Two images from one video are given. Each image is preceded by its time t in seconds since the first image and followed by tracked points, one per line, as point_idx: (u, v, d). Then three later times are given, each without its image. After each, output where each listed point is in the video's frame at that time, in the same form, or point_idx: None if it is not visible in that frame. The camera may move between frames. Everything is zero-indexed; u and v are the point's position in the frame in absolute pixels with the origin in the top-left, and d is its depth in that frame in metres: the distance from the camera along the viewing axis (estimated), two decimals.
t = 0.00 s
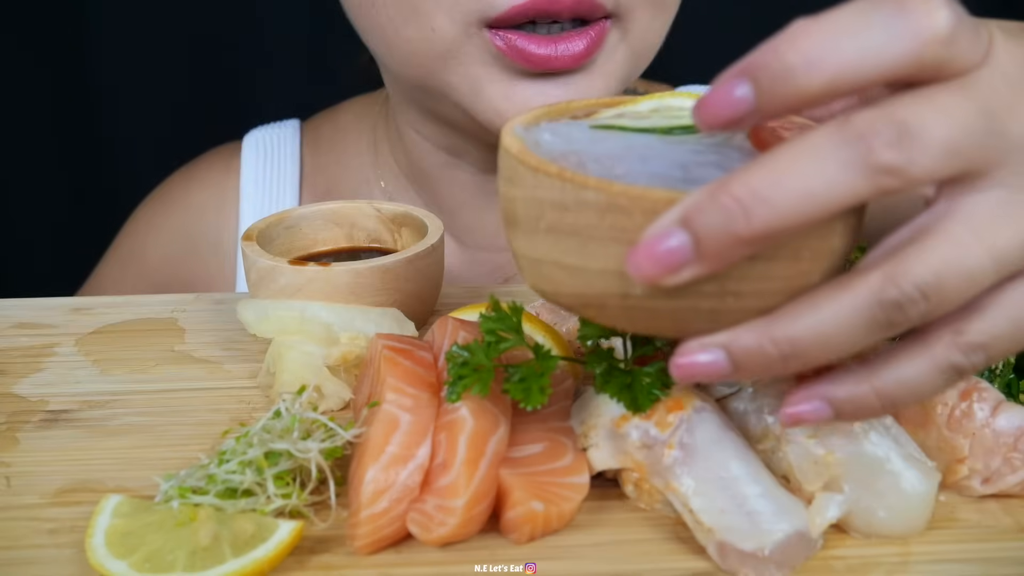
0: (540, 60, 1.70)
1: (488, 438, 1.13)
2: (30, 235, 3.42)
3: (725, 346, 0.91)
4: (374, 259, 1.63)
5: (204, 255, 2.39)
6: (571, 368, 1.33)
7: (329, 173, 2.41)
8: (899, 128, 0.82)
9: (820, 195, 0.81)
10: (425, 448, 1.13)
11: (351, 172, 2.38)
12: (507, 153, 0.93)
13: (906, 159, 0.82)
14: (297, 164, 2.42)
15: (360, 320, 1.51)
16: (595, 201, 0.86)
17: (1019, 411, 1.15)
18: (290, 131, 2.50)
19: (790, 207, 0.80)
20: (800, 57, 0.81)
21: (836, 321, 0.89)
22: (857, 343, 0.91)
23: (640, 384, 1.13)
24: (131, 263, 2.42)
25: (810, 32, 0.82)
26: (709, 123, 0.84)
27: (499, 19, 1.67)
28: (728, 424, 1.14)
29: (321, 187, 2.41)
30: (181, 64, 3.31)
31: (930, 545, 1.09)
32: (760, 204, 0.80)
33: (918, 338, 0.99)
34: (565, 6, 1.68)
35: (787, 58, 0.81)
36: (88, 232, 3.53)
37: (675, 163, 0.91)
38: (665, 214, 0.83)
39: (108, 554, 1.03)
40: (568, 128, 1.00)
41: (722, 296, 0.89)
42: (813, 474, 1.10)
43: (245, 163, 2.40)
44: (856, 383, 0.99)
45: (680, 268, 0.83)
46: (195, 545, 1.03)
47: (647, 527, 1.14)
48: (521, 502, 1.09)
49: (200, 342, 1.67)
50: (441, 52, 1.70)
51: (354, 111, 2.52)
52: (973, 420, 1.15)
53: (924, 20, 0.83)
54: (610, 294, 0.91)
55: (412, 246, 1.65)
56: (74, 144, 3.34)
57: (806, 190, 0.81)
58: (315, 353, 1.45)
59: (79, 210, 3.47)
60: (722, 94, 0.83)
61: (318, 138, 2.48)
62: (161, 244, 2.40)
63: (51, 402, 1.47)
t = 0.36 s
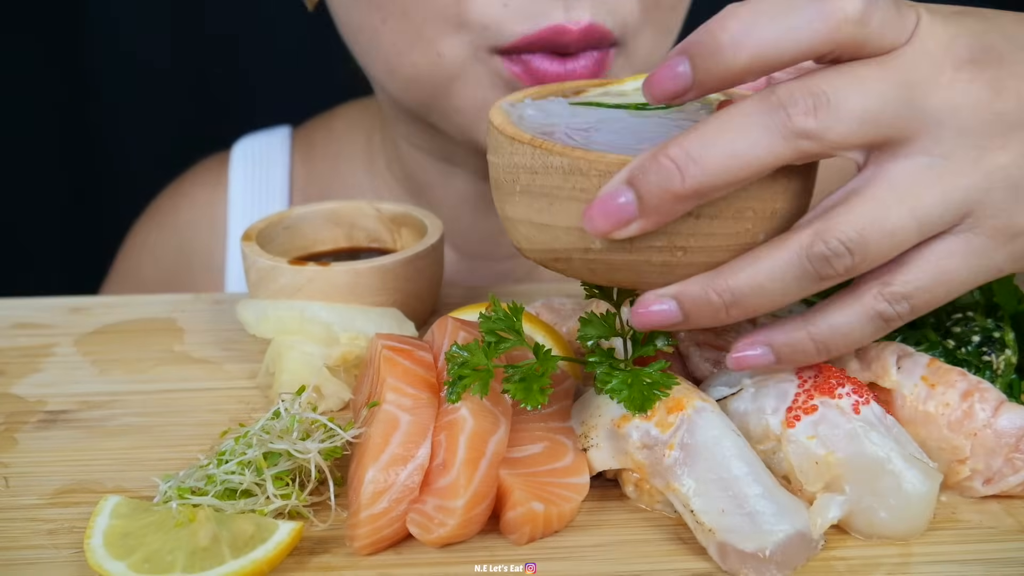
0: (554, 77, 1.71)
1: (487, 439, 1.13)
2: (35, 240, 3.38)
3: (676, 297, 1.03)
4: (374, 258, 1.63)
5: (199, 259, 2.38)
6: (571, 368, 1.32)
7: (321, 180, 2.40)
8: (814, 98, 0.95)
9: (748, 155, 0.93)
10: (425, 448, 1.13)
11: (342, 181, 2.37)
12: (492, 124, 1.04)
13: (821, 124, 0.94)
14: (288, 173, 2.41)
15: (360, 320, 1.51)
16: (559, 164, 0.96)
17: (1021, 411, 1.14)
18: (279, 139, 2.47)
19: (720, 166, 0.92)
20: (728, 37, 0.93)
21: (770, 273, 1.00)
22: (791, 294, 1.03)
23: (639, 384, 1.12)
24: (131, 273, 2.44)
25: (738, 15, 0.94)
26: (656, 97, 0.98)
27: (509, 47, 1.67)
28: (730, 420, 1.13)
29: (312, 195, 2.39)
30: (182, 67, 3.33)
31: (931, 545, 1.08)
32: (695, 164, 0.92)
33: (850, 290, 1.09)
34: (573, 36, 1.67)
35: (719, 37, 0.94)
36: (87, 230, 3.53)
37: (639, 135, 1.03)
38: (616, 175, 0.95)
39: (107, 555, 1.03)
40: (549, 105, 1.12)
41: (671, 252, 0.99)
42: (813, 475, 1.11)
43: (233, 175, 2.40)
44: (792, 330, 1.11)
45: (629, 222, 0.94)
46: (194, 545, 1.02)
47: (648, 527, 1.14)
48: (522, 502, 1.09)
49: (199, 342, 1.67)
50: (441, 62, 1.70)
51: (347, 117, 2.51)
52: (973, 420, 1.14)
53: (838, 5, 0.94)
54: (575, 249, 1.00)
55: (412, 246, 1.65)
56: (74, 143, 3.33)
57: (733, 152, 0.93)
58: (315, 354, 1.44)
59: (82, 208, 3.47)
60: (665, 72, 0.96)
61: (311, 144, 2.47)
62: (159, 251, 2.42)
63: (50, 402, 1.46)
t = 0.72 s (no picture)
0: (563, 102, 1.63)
1: (487, 439, 1.13)
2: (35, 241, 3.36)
3: (645, 271, 1.13)
4: (373, 258, 1.63)
5: (199, 259, 2.38)
6: (571, 369, 1.32)
7: (318, 182, 2.39)
8: (765, 83, 1.02)
9: (703, 137, 1.02)
10: (425, 448, 1.13)
11: (339, 183, 2.36)
12: (478, 112, 1.16)
13: (770, 108, 1.02)
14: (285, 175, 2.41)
15: (360, 320, 1.51)
16: (534, 146, 1.07)
17: (1021, 411, 1.15)
18: (274, 141, 2.47)
19: (676, 147, 1.02)
20: (682, 37, 1.01)
21: (728, 248, 1.09)
22: (752, 269, 1.11)
23: (639, 384, 1.12)
24: (131, 274, 2.43)
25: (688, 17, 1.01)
26: (622, 92, 1.07)
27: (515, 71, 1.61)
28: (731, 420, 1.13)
29: (310, 196, 2.39)
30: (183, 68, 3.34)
31: (931, 545, 1.08)
32: (655, 146, 1.01)
33: (808, 262, 1.16)
34: (581, 49, 1.57)
35: (672, 38, 1.01)
36: (88, 229, 3.53)
37: (612, 120, 1.14)
38: (585, 156, 1.05)
39: (107, 555, 1.03)
40: (534, 94, 1.24)
41: (638, 228, 1.10)
42: (813, 475, 1.11)
43: (230, 177, 2.39)
44: (755, 300, 1.18)
45: (597, 199, 1.05)
46: (194, 546, 1.02)
47: (648, 527, 1.14)
48: (522, 502, 1.09)
49: (199, 342, 1.67)
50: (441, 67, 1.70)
51: (344, 119, 2.51)
52: (973, 420, 1.15)
53: (784, 4, 1.02)
54: (550, 226, 1.12)
55: (412, 246, 1.65)
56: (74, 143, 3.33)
57: (690, 133, 1.02)
58: (315, 354, 1.44)
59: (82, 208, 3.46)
60: (628, 69, 1.05)
61: (308, 146, 2.47)
62: (159, 251, 2.42)
63: (50, 402, 1.46)
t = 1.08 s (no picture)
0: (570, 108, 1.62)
1: (488, 439, 1.13)
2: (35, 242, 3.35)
3: (642, 254, 1.13)
4: (374, 258, 1.63)
5: (200, 259, 2.38)
6: (571, 369, 1.32)
7: (317, 182, 2.40)
8: (750, 59, 1.05)
9: (695, 115, 1.04)
10: (425, 448, 1.13)
11: (339, 183, 2.36)
12: (477, 107, 1.17)
13: (758, 83, 1.04)
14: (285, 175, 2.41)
15: (360, 320, 1.51)
16: (532, 133, 1.08)
17: (1021, 411, 1.15)
18: (275, 140, 2.47)
19: (670, 126, 1.03)
20: (669, 21, 1.07)
21: (724, 226, 1.10)
22: (748, 248, 1.12)
23: (639, 384, 1.12)
24: (132, 275, 2.43)
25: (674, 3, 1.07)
26: (615, 79, 1.12)
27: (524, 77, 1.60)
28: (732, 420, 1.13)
29: (309, 196, 2.39)
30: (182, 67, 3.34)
31: (931, 545, 1.08)
32: (648, 124, 1.03)
33: (802, 242, 1.17)
34: (589, 58, 1.56)
35: (659, 23, 1.06)
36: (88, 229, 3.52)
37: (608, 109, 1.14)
38: (580, 139, 1.06)
39: (108, 555, 1.03)
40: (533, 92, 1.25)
41: (635, 211, 1.11)
42: (813, 475, 1.11)
43: (230, 177, 2.38)
44: (750, 280, 1.18)
45: (593, 179, 1.06)
46: (194, 545, 1.02)
47: (648, 527, 1.14)
48: (522, 502, 1.09)
49: (199, 342, 1.67)
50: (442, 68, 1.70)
51: (344, 120, 2.51)
52: (973, 420, 1.15)
53: None
54: (548, 213, 1.12)
55: (412, 246, 1.65)
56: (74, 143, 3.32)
57: (681, 112, 1.04)
58: (315, 354, 1.44)
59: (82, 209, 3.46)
60: (621, 57, 1.10)
61: (307, 146, 2.47)
62: (159, 251, 2.42)
63: (51, 402, 1.46)
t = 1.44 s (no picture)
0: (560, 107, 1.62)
1: (487, 439, 1.13)
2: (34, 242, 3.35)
3: (626, 244, 1.13)
4: (373, 259, 1.63)
5: (199, 258, 2.38)
6: (571, 369, 1.32)
7: (316, 182, 2.39)
8: (730, 48, 1.06)
9: (675, 103, 1.04)
10: (425, 448, 1.13)
11: (339, 183, 2.36)
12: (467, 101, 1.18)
13: (738, 72, 1.04)
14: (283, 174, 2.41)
15: (360, 320, 1.51)
16: (517, 122, 1.09)
17: (1021, 411, 1.15)
18: (274, 139, 2.47)
19: (650, 113, 1.04)
20: (649, 11, 1.08)
21: (706, 214, 1.09)
22: (730, 237, 1.12)
23: (639, 384, 1.12)
24: (131, 274, 2.43)
25: None
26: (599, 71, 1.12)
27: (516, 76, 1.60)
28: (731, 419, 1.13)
29: (307, 196, 2.39)
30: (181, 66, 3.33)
31: (931, 545, 1.08)
32: (628, 112, 1.03)
33: (785, 231, 1.17)
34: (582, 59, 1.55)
35: (640, 11, 1.07)
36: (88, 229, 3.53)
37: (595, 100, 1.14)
38: (563, 129, 1.07)
39: (108, 555, 1.03)
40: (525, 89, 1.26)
41: (619, 200, 1.11)
42: (813, 475, 1.11)
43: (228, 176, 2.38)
44: (733, 270, 1.17)
45: (576, 168, 1.06)
46: (194, 545, 1.02)
47: (648, 527, 1.14)
48: (522, 502, 1.09)
49: (199, 342, 1.67)
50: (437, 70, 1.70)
51: (343, 119, 2.50)
52: (973, 420, 1.15)
53: None
54: (534, 202, 1.13)
55: (412, 247, 1.65)
56: (74, 143, 3.32)
57: (661, 99, 1.04)
58: (315, 354, 1.44)
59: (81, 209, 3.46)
60: (603, 49, 1.11)
61: (306, 146, 2.47)
62: (158, 250, 2.41)
63: (50, 401, 1.46)
